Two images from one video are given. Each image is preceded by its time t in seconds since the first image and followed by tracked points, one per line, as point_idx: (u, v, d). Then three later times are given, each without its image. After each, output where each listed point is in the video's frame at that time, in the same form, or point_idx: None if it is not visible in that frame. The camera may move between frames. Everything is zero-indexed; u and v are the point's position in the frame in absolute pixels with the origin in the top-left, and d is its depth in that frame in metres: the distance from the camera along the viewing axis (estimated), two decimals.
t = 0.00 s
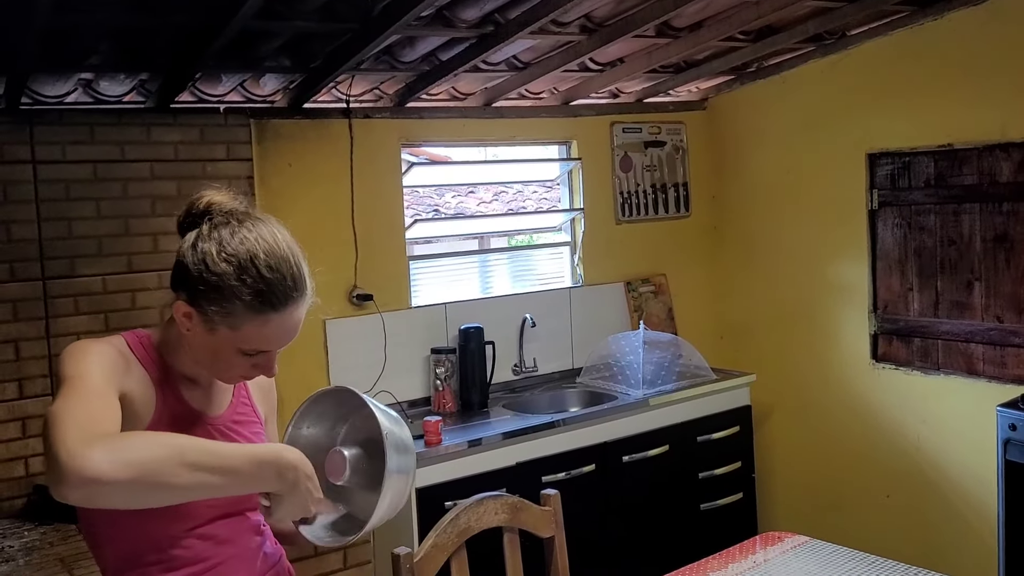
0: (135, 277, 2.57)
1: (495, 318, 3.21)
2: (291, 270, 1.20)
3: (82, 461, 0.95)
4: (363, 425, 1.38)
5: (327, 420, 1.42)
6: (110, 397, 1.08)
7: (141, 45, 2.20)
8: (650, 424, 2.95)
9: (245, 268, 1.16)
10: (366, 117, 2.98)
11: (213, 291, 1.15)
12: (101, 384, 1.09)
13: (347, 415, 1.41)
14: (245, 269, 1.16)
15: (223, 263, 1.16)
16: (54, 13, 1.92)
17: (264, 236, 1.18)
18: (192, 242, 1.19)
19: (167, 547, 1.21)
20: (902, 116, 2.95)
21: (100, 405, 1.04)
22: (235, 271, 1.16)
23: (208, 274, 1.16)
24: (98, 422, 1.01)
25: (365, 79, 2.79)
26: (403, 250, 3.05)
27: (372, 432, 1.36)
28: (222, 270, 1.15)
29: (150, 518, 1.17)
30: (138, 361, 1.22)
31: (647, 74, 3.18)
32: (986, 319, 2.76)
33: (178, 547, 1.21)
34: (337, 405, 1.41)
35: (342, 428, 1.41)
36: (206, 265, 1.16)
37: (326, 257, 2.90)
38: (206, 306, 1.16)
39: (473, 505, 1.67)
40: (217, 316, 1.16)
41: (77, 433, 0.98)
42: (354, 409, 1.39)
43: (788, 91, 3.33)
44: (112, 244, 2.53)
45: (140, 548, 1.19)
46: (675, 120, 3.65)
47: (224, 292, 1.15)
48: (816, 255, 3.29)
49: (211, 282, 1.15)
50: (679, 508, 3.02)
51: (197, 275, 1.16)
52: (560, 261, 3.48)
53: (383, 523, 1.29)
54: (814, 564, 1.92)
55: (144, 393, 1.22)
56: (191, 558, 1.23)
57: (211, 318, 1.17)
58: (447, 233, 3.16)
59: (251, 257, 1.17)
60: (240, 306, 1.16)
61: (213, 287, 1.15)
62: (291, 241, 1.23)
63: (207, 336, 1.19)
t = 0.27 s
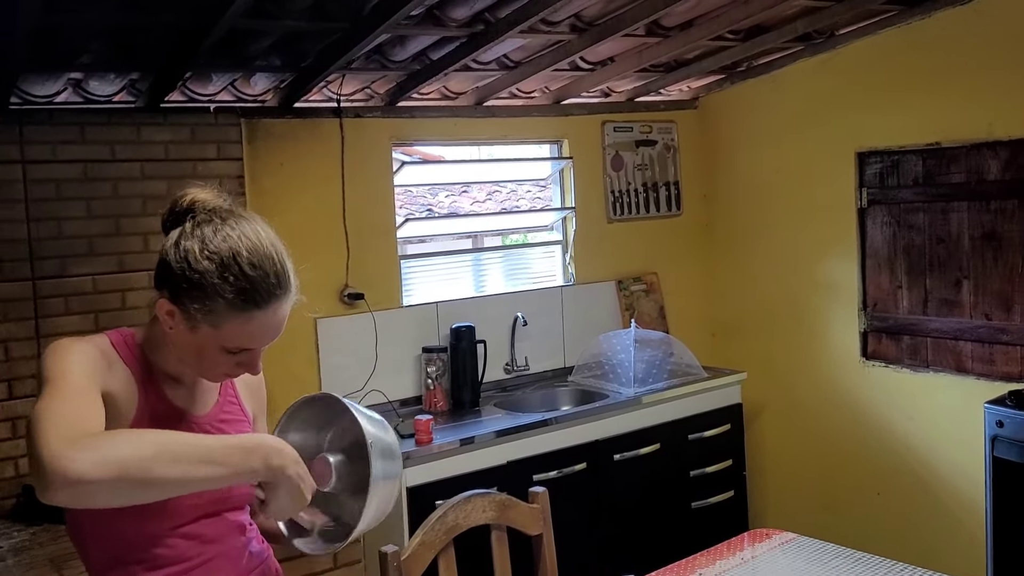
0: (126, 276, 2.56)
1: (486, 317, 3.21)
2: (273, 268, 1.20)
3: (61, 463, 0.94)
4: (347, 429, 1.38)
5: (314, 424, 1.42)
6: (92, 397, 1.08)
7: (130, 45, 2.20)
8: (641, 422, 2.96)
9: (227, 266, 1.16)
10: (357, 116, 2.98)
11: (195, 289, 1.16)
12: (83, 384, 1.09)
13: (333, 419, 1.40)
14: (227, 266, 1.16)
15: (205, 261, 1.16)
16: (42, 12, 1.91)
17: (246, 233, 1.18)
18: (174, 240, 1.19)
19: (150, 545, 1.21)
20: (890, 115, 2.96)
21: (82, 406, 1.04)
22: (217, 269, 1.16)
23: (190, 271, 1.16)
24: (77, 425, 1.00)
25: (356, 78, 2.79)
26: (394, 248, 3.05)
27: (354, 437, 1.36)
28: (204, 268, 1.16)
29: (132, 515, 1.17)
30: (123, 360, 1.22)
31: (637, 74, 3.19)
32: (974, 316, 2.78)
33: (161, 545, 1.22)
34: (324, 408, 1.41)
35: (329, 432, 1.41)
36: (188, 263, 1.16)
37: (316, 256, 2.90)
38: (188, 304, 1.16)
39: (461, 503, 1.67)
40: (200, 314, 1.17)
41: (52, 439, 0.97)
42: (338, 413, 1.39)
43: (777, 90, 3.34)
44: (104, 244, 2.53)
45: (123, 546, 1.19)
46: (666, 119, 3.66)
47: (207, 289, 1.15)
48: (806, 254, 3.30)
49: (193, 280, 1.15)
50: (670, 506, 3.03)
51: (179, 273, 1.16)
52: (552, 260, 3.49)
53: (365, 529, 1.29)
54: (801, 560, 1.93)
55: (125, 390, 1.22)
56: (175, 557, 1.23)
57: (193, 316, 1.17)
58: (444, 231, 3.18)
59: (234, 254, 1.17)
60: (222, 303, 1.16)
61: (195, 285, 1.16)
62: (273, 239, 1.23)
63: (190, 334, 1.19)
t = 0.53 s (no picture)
0: (114, 278, 2.55)
1: (476, 317, 3.21)
2: (268, 266, 1.19)
3: (44, 474, 0.93)
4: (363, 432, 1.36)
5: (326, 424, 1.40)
6: (58, 404, 1.07)
7: (117, 45, 2.18)
8: (631, 421, 2.97)
9: (221, 263, 1.16)
10: (346, 116, 2.97)
11: (189, 287, 1.15)
12: (53, 391, 1.08)
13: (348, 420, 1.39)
14: (221, 264, 1.16)
15: (199, 259, 1.16)
16: (25, 12, 1.89)
17: (241, 231, 1.18)
18: (167, 239, 1.19)
19: (142, 548, 1.20)
20: (878, 114, 2.97)
21: (43, 416, 1.02)
22: (211, 267, 1.15)
23: (184, 270, 1.15)
24: (31, 431, 0.98)
25: (344, 79, 2.78)
26: (384, 249, 3.05)
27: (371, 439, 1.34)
28: (199, 266, 1.15)
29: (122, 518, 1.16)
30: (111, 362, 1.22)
31: (626, 73, 3.19)
32: (961, 314, 2.80)
33: (153, 548, 1.21)
34: (339, 409, 1.39)
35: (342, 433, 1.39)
36: (182, 261, 1.16)
37: (304, 258, 2.89)
38: (182, 303, 1.16)
39: (451, 503, 1.67)
40: (194, 313, 1.16)
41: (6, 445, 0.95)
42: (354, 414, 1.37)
43: (766, 89, 3.35)
44: (91, 246, 2.51)
45: (115, 548, 1.19)
46: (654, 119, 3.66)
47: (200, 287, 1.15)
48: (795, 252, 3.32)
49: (187, 278, 1.15)
50: (660, 505, 3.04)
51: (172, 271, 1.16)
52: (542, 260, 3.49)
53: (371, 533, 1.26)
54: (791, 558, 1.94)
55: (115, 392, 1.21)
56: (168, 559, 1.23)
57: (187, 314, 1.16)
58: (432, 232, 3.17)
59: (228, 252, 1.17)
60: (217, 301, 1.15)
61: (189, 283, 1.15)
62: (267, 237, 1.23)
63: (183, 333, 1.19)
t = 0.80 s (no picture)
0: (107, 280, 2.55)
1: (469, 319, 3.22)
2: (259, 266, 1.20)
3: (23, 474, 0.93)
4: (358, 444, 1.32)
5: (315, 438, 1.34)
6: (59, 410, 1.07)
7: (109, 48, 2.18)
8: (625, 422, 2.97)
9: (214, 265, 1.16)
10: (339, 118, 2.98)
11: (181, 289, 1.15)
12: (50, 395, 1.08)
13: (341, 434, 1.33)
14: (214, 265, 1.16)
15: (191, 260, 1.16)
16: (17, 15, 1.89)
17: (232, 232, 1.18)
18: (158, 242, 1.19)
19: (139, 550, 1.20)
20: (870, 115, 2.98)
21: (45, 418, 1.03)
22: (204, 268, 1.15)
23: (176, 272, 1.15)
24: (36, 434, 0.99)
25: (337, 81, 2.79)
26: (377, 251, 3.05)
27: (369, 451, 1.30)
28: (191, 268, 1.15)
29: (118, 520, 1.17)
30: (106, 367, 1.21)
31: (619, 75, 3.19)
32: (954, 314, 2.80)
33: (151, 550, 1.21)
34: (327, 422, 1.33)
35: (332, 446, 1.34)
36: (174, 264, 1.16)
37: (296, 259, 2.89)
38: (174, 304, 1.16)
39: (446, 504, 1.67)
40: (188, 314, 1.16)
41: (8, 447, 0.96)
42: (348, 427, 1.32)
43: (758, 91, 3.36)
44: (83, 248, 2.52)
45: (112, 551, 1.19)
46: (647, 120, 3.66)
47: (193, 288, 1.15)
48: (789, 254, 3.32)
49: (179, 280, 1.15)
50: (653, 506, 3.04)
51: (165, 273, 1.16)
52: (534, 262, 3.49)
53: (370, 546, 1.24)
54: (782, 559, 1.94)
55: (109, 396, 1.21)
56: (166, 561, 1.23)
57: (180, 316, 1.16)
58: (424, 234, 3.17)
59: (220, 253, 1.17)
60: (210, 302, 1.15)
61: (182, 285, 1.15)
62: (258, 237, 1.23)
63: (176, 336, 1.18)
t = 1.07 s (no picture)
0: (96, 281, 2.53)
1: (461, 319, 3.22)
2: (242, 266, 1.19)
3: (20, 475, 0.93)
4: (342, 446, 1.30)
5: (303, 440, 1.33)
6: (55, 390, 1.08)
7: (98, 46, 2.17)
8: (617, 421, 2.98)
9: (196, 264, 1.16)
10: (330, 118, 2.97)
11: (164, 289, 1.15)
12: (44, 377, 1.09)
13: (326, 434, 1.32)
14: (196, 265, 1.16)
15: (173, 260, 1.15)
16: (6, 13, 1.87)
17: (215, 232, 1.18)
18: (141, 242, 1.18)
19: (128, 550, 1.20)
20: (859, 115, 3.00)
21: (39, 390, 1.05)
22: (186, 268, 1.15)
23: (158, 272, 1.15)
24: (36, 400, 1.01)
25: (328, 81, 2.78)
26: (368, 251, 3.04)
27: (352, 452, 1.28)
28: (173, 267, 1.15)
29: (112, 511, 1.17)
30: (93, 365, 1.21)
31: (610, 75, 3.20)
32: (942, 313, 2.82)
33: (139, 550, 1.21)
34: (313, 423, 1.32)
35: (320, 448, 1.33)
36: (157, 264, 1.15)
37: (288, 260, 2.88)
38: (156, 305, 1.15)
39: (439, 504, 1.67)
40: (170, 314, 1.15)
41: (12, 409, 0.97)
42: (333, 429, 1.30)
43: (748, 91, 3.38)
44: (73, 249, 2.50)
45: (100, 551, 1.18)
46: (638, 120, 3.68)
47: (175, 288, 1.15)
48: (778, 253, 3.34)
49: (161, 280, 1.14)
50: (645, 505, 3.05)
51: (147, 273, 1.15)
52: (526, 262, 3.50)
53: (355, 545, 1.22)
54: (774, 556, 1.95)
55: (98, 393, 1.21)
56: (155, 561, 1.22)
57: (162, 316, 1.16)
58: (416, 234, 3.16)
59: (202, 253, 1.17)
60: (192, 302, 1.15)
61: (164, 285, 1.15)
62: (243, 238, 1.23)
63: (160, 336, 1.18)
